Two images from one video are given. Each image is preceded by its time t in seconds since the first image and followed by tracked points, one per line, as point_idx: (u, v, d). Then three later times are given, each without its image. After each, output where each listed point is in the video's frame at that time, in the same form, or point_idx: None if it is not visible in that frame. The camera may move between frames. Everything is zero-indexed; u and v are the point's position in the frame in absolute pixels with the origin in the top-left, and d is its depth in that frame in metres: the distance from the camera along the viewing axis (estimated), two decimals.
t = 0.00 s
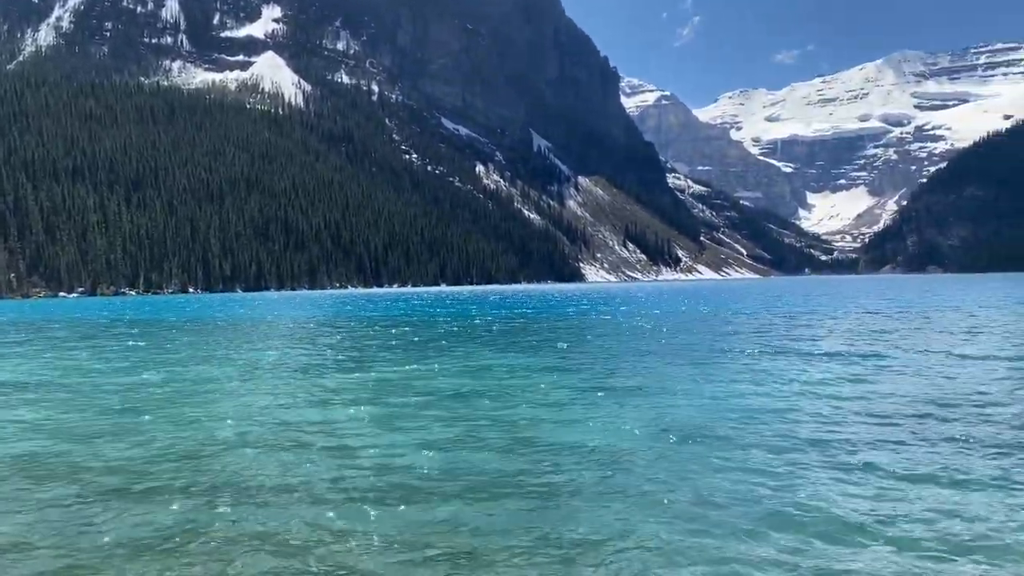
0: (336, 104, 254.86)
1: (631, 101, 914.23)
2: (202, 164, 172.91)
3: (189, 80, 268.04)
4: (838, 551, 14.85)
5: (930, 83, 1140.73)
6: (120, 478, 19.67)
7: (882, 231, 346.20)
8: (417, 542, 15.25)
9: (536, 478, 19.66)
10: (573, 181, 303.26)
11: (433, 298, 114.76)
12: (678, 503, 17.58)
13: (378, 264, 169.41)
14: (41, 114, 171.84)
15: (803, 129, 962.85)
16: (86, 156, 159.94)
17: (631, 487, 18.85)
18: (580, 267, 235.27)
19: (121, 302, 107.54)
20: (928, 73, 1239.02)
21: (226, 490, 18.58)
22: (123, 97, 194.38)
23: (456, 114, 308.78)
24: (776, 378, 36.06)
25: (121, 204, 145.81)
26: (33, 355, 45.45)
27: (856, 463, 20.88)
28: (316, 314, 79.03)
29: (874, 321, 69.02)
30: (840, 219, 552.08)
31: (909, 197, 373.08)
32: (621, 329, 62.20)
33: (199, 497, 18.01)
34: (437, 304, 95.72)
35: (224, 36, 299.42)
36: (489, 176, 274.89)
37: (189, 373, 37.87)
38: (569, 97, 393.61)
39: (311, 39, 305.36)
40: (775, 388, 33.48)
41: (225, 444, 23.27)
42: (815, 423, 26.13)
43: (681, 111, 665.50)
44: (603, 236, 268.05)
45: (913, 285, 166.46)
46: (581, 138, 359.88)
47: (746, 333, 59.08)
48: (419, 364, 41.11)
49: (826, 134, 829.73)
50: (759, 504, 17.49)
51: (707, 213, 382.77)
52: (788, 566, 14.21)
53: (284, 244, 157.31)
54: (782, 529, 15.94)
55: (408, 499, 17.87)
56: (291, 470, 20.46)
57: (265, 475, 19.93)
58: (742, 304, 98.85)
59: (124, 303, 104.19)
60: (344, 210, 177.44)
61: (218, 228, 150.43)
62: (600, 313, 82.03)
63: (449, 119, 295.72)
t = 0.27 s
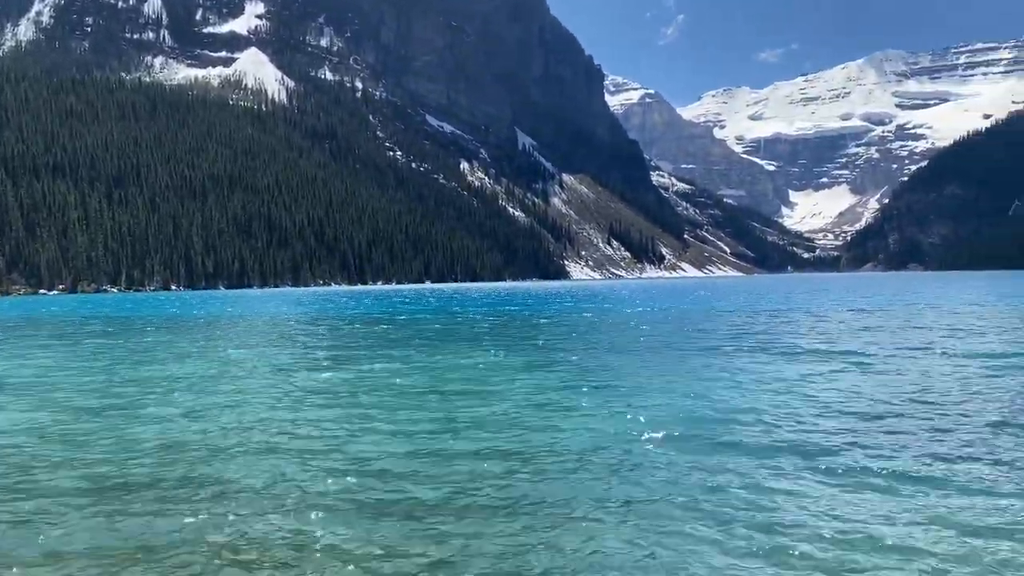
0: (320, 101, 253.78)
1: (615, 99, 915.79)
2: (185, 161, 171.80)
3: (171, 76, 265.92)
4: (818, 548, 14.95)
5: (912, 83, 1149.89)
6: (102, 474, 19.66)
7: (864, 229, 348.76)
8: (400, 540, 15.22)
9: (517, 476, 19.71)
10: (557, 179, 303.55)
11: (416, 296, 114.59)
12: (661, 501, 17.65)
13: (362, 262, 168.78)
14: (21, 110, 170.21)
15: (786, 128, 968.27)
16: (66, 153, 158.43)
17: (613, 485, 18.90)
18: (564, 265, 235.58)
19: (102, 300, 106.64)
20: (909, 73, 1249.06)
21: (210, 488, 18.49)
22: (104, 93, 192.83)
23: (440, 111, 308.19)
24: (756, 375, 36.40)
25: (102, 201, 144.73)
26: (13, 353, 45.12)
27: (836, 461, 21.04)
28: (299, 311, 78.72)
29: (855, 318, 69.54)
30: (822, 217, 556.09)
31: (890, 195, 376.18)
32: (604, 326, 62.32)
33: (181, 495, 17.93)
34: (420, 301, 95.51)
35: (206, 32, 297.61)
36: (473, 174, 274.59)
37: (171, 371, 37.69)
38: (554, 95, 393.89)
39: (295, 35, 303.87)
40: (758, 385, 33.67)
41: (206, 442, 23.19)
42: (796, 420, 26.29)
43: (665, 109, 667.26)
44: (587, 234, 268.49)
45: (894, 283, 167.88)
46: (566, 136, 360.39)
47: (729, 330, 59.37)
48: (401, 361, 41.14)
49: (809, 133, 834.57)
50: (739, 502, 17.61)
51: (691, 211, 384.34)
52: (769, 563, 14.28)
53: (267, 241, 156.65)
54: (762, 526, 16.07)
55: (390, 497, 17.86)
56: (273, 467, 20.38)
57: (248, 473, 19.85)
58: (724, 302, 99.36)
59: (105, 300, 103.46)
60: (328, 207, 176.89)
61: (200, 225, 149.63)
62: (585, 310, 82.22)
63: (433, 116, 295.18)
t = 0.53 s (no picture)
0: (304, 98, 252.80)
1: (599, 98, 917.29)
2: (167, 158, 170.83)
3: (153, 73, 263.98)
4: (821, 549, 14.68)
5: (891, 83, 1159.58)
6: (84, 475, 19.38)
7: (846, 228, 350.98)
8: (394, 545, 14.80)
9: (510, 478, 19.35)
10: (542, 177, 303.62)
11: (400, 294, 113.97)
12: (657, 502, 17.33)
13: (346, 261, 167.87)
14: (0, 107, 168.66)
15: (768, 128, 974.10)
16: (47, 150, 156.69)
17: (608, 487, 18.57)
18: (549, 263, 235.59)
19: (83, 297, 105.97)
20: (890, 74, 1259.67)
21: (197, 491, 18.01)
22: (85, 90, 191.42)
23: (424, 109, 307.59)
24: (738, 374, 36.48)
25: (83, 198, 143.63)
26: None
27: (835, 462, 20.79)
28: (282, 310, 78.43)
29: (840, 317, 69.77)
30: (805, 216, 559.90)
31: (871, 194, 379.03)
32: (591, 325, 62.10)
33: (167, 499, 17.40)
34: (404, 300, 95.35)
35: (188, 28, 295.85)
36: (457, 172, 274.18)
37: (152, 369, 37.37)
38: (538, 94, 393.97)
39: (278, 33, 302.49)
40: (749, 384, 33.46)
41: (191, 444, 22.65)
42: (790, 420, 26.10)
43: (648, 108, 669.43)
44: (572, 232, 268.74)
45: (874, 282, 169.33)
46: (550, 134, 360.84)
47: (716, 329, 59.34)
48: (384, 360, 40.92)
49: (791, 133, 839.85)
50: (739, 503, 17.32)
51: (674, 210, 385.63)
52: (772, 566, 13.98)
53: (250, 239, 155.99)
54: (764, 527, 15.76)
55: (381, 501, 17.42)
56: (260, 471, 19.92)
57: (235, 475, 19.38)
58: (706, 300, 99.87)
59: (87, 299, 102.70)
60: (312, 205, 176.21)
61: (182, 223, 148.74)
62: (570, 309, 82.12)
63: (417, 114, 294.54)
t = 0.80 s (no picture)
0: (286, 96, 251.47)
1: (583, 98, 918.29)
2: (148, 156, 169.47)
3: (133, 69, 261.70)
4: (797, 546, 14.61)
5: (873, 84, 1168.23)
6: (67, 472, 19.29)
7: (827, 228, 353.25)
8: (367, 543, 14.63)
9: (487, 476, 19.22)
10: (525, 176, 303.53)
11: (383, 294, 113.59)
12: (634, 500, 17.24)
13: (328, 260, 167.26)
14: None
15: (750, 128, 979.04)
16: (26, 148, 155.43)
17: (585, 486, 18.45)
18: (532, 262, 235.54)
19: (62, 296, 105.04)
20: (871, 75, 1269.13)
21: (168, 491, 17.73)
22: (64, 87, 189.65)
23: (407, 108, 306.83)
24: (720, 373, 36.69)
25: (61, 196, 142.25)
26: None
27: (818, 459, 20.91)
28: (263, 309, 78.06)
29: (822, 316, 70.09)
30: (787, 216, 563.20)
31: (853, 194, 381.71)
32: (573, 325, 62.18)
33: (149, 497, 17.26)
34: (386, 300, 95.07)
35: (169, 25, 293.60)
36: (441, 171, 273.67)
37: (133, 368, 37.11)
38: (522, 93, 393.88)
39: (260, 30, 300.73)
40: (729, 384, 33.46)
41: (164, 444, 22.37)
42: (774, 419, 26.20)
43: (631, 108, 671.35)
44: (555, 232, 268.86)
45: (855, 281, 170.69)
46: (533, 134, 360.96)
47: (697, 328, 59.41)
48: (366, 359, 40.84)
49: (773, 133, 844.67)
50: (715, 502, 17.25)
51: (658, 210, 386.71)
52: (748, 565, 13.89)
53: (231, 237, 155.08)
54: (740, 526, 15.69)
55: (355, 499, 17.21)
56: (235, 470, 19.68)
57: (207, 475, 19.13)
58: (688, 300, 100.19)
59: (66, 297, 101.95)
60: (294, 204, 175.30)
61: (162, 222, 147.64)
62: (554, 308, 82.15)
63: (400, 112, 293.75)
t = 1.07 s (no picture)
0: (267, 94, 250.09)
1: (565, 98, 919.91)
2: (127, 154, 168.07)
3: (112, 67, 259.43)
4: (790, 547, 14.71)
5: (851, 86, 1179.06)
6: (49, 473, 19.11)
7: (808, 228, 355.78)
8: (356, 547, 14.59)
9: (474, 476, 19.23)
10: (508, 176, 303.59)
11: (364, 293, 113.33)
12: (625, 502, 17.26)
13: (309, 259, 166.32)
14: None
15: (731, 129, 985.19)
16: (3, 147, 153.63)
17: (575, 487, 18.50)
18: (515, 262, 235.53)
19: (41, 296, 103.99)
20: (850, 77, 1280.06)
21: (154, 495, 17.57)
22: (42, 84, 187.79)
23: (389, 107, 306.04)
24: (703, 373, 36.85)
25: (39, 195, 140.83)
26: None
27: (802, 459, 21.05)
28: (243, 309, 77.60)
29: (804, 316, 70.73)
30: (767, 217, 566.87)
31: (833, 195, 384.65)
32: (556, 324, 62.23)
33: (134, 499, 17.15)
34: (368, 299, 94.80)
35: (149, 23, 291.38)
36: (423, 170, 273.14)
37: (113, 369, 36.78)
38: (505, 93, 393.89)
39: (241, 28, 299.03)
40: (715, 384, 33.70)
41: (150, 445, 22.21)
42: (757, 419, 26.36)
43: (613, 108, 673.86)
44: (538, 231, 269.01)
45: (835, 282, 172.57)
46: (516, 133, 361.09)
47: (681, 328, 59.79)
48: (349, 359, 40.70)
49: (754, 134, 850.00)
50: (705, 501, 17.32)
51: (640, 210, 388.02)
52: (739, 564, 13.93)
53: (212, 236, 154.08)
54: (726, 523, 15.81)
55: (345, 501, 17.13)
56: (224, 470, 19.53)
57: (192, 478, 19.02)
58: (670, 300, 100.55)
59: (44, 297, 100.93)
60: (275, 203, 174.41)
61: (142, 221, 146.44)
62: (537, 308, 82.27)
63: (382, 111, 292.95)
